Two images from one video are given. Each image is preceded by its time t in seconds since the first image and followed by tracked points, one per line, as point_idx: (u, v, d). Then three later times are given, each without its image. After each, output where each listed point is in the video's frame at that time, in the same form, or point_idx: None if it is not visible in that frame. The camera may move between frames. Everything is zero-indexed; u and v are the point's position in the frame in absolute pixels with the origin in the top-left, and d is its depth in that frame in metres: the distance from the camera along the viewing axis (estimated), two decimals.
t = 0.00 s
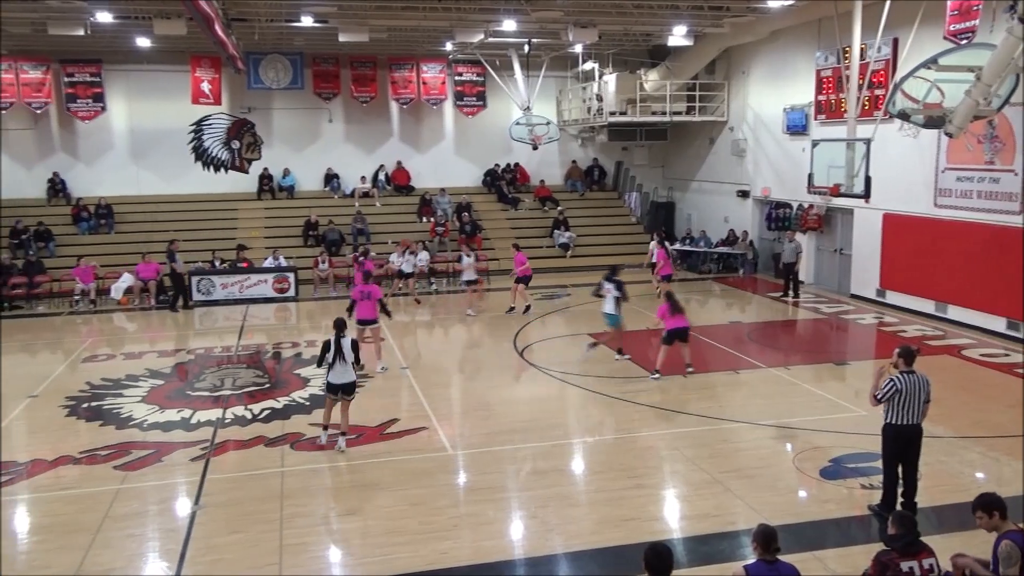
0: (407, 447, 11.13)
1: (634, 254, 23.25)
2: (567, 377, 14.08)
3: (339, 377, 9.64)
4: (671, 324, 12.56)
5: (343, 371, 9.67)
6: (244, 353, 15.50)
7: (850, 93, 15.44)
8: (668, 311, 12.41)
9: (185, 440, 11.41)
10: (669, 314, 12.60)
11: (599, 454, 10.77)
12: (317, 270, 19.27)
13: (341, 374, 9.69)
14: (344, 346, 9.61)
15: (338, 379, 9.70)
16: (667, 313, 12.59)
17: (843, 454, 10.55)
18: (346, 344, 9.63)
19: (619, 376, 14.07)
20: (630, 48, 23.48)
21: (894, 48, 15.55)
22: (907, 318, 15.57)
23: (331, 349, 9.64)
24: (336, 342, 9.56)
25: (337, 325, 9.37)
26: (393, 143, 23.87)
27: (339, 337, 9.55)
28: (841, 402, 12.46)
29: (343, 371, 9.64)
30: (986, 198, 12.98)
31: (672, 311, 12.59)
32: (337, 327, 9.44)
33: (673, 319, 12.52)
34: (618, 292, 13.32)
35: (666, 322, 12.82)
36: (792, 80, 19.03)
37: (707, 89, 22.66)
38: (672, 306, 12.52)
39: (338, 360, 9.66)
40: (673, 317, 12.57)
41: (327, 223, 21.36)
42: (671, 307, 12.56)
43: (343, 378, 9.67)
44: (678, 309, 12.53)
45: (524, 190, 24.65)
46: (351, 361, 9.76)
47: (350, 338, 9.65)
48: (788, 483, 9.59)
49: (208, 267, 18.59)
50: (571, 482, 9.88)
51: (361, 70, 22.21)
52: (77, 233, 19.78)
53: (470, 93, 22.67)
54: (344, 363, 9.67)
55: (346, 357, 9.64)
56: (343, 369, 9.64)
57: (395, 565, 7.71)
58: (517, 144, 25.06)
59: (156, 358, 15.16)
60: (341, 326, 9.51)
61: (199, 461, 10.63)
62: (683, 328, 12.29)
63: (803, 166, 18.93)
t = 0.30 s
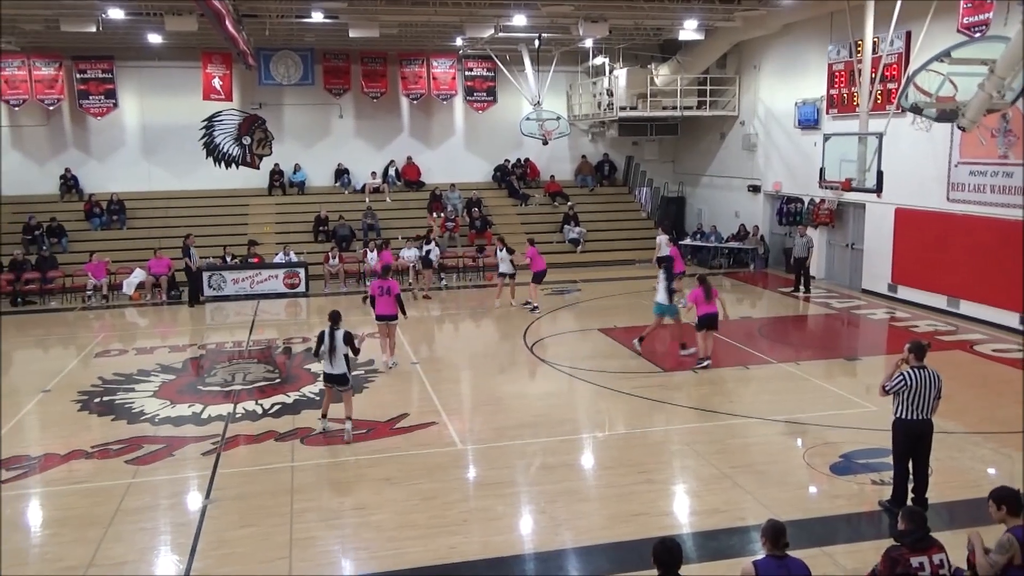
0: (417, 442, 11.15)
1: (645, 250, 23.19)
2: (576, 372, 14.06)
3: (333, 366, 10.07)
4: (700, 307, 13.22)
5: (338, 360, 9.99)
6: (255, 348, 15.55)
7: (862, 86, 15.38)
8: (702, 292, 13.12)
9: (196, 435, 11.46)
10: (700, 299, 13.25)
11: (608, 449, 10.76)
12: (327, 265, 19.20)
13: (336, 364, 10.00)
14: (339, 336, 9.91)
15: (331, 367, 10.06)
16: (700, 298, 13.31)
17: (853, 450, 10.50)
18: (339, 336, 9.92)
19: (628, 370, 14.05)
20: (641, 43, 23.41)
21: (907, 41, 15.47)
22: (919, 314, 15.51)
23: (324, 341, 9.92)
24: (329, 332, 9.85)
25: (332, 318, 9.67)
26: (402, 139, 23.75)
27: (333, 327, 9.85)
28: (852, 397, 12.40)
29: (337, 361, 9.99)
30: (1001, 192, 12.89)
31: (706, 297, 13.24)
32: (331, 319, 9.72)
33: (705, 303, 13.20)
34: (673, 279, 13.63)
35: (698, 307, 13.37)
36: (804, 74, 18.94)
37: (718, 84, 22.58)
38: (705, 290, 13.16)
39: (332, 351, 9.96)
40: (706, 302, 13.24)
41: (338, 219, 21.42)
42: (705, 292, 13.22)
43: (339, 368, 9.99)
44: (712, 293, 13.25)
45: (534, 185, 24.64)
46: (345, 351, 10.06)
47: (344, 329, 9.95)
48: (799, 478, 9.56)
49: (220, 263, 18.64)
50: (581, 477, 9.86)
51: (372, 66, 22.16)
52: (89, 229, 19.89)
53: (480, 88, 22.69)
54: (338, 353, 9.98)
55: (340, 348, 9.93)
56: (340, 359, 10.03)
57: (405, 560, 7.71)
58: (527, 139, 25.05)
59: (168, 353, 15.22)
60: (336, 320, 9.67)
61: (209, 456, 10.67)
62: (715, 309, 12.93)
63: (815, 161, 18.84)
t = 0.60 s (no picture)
0: (388, 439, 11.10)
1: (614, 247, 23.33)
2: (547, 368, 14.09)
3: (298, 356, 10.20)
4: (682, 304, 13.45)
5: (301, 350, 10.10)
6: (222, 346, 15.37)
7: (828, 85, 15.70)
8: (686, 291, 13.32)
9: (162, 434, 11.31)
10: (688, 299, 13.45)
11: (578, 445, 10.78)
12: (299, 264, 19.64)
13: (301, 353, 10.11)
14: (303, 326, 10.04)
15: (297, 357, 10.16)
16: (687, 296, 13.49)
17: (820, 443, 10.62)
18: (302, 326, 10.04)
19: (598, 366, 14.12)
20: (610, 40, 23.50)
21: (873, 39, 15.73)
22: (884, 309, 15.76)
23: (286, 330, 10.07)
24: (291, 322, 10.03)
25: (294, 308, 9.77)
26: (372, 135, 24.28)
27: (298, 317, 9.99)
28: (818, 392, 12.54)
29: (301, 350, 10.10)
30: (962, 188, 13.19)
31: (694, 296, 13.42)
32: (295, 310, 9.80)
33: (686, 301, 13.39)
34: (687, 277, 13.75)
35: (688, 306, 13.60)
36: (773, 71, 19.14)
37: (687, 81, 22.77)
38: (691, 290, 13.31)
39: (295, 340, 10.10)
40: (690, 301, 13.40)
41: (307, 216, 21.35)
42: (692, 292, 13.36)
43: (304, 357, 10.10)
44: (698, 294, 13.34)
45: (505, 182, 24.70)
46: (310, 340, 10.14)
47: (309, 319, 10.07)
48: (766, 472, 9.65)
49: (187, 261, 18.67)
50: (552, 473, 9.87)
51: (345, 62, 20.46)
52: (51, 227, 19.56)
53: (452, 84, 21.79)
54: (303, 341, 10.08)
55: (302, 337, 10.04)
56: (304, 348, 10.15)
57: (373, 558, 7.66)
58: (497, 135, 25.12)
59: (133, 351, 15.01)
60: (299, 310, 9.65)
61: (176, 455, 10.54)
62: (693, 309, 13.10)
63: (782, 157, 19.07)
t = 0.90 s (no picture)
0: (356, 440, 11.04)
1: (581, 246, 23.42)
2: (515, 368, 14.08)
3: (264, 355, 10.09)
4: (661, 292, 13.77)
5: (266, 349, 9.99)
6: (187, 347, 15.18)
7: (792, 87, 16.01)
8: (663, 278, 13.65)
9: (126, 437, 11.15)
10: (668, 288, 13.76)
11: (547, 444, 10.79)
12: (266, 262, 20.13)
13: (266, 352, 10.01)
14: (268, 326, 9.91)
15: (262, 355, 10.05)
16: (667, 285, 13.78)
17: (786, 441, 10.74)
18: (269, 325, 9.90)
19: (566, 365, 14.15)
20: (577, 40, 23.59)
21: (836, 41, 15.96)
22: (848, 307, 15.98)
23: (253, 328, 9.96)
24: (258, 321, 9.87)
25: (263, 307, 9.63)
26: (339, 134, 23.55)
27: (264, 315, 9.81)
28: (783, 389, 12.66)
29: (266, 350, 9.98)
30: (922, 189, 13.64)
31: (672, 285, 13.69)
32: (264, 309, 9.70)
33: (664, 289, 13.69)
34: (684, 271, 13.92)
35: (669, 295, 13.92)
36: (738, 71, 19.34)
37: (655, 81, 22.90)
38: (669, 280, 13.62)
39: (260, 339, 9.97)
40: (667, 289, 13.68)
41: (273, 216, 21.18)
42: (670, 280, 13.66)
43: (269, 356, 10.00)
44: (676, 283, 13.54)
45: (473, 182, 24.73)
46: (273, 339, 10.00)
47: (275, 318, 9.94)
48: (733, 469, 9.75)
49: (149, 261, 18.69)
50: (521, 472, 9.88)
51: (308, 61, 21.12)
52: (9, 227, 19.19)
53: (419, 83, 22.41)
54: (268, 341, 9.96)
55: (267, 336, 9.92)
56: (268, 348, 10.03)
57: (342, 560, 7.61)
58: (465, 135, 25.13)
59: (95, 353, 14.77)
60: (267, 310, 9.53)
61: (139, 458, 10.39)
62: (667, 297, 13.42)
63: (748, 157, 19.27)
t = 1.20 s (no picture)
0: (323, 445, 10.95)
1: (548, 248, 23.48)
2: (483, 370, 14.06)
3: (224, 358, 9.96)
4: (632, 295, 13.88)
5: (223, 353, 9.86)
6: (150, 352, 14.97)
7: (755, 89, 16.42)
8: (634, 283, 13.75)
9: (88, 444, 10.96)
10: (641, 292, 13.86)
11: (515, 447, 10.79)
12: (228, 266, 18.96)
13: (227, 356, 9.89)
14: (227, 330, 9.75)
15: (223, 357, 9.94)
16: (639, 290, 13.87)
17: (751, 441, 10.83)
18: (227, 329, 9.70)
19: (534, 367, 14.16)
20: (544, 43, 23.66)
21: (798, 45, 16.19)
22: (811, 307, 16.17)
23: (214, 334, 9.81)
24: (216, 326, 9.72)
25: (224, 310, 9.45)
26: (305, 136, 24.11)
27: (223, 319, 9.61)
28: (749, 390, 12.77)
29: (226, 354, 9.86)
30: (884, 190, 14.42)
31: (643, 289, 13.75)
32: (225, 313, 9.50)
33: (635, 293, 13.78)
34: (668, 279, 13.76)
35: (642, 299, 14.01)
36: (702, 75, 19.56)
37: (621, 84, 23.01)
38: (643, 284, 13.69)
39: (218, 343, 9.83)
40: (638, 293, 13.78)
41: (236, 219, 20.97)
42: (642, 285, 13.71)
43: (228, 361, 9.89)
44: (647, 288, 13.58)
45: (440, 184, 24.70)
46: (233, 343, 9.83)
47: (235, 322, 9.73)
48: (700, 469, 9.81)
49: (111, 265, 18.16)
50: (489, 475, 9.86)
51: (273, 61, 21.92)
52: None
53: (384, 85, 22.68)
54: (228, 346, 9.82)
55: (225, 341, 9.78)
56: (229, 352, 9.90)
57: (310, 566, 7.54)
58: (432, 137, 25.13)
59: (55, 359, 14.50)
60: (228, 314, 9.38)
61: (102, 466, 10.22)
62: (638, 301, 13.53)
63: (713, 159, 19.48)
